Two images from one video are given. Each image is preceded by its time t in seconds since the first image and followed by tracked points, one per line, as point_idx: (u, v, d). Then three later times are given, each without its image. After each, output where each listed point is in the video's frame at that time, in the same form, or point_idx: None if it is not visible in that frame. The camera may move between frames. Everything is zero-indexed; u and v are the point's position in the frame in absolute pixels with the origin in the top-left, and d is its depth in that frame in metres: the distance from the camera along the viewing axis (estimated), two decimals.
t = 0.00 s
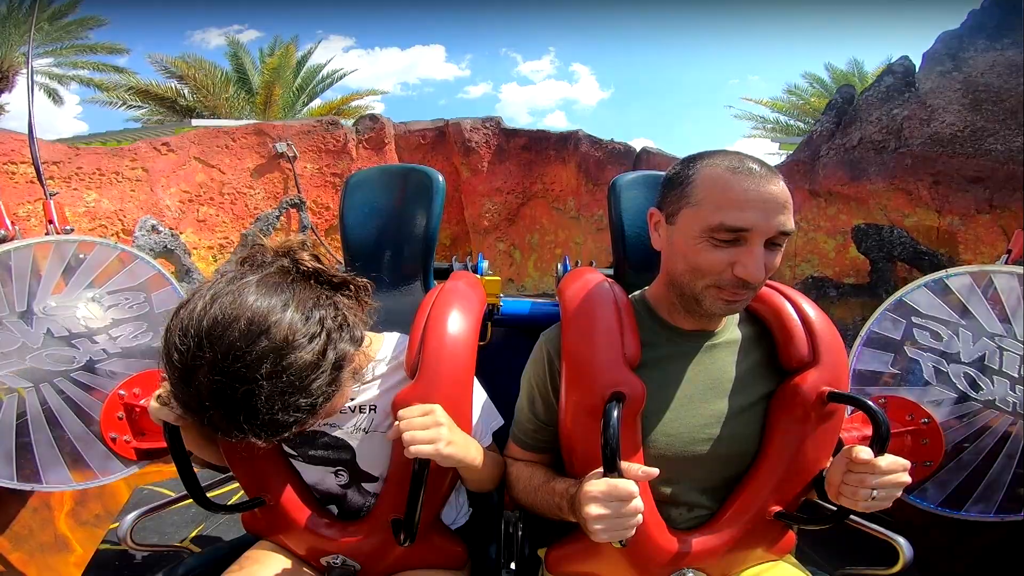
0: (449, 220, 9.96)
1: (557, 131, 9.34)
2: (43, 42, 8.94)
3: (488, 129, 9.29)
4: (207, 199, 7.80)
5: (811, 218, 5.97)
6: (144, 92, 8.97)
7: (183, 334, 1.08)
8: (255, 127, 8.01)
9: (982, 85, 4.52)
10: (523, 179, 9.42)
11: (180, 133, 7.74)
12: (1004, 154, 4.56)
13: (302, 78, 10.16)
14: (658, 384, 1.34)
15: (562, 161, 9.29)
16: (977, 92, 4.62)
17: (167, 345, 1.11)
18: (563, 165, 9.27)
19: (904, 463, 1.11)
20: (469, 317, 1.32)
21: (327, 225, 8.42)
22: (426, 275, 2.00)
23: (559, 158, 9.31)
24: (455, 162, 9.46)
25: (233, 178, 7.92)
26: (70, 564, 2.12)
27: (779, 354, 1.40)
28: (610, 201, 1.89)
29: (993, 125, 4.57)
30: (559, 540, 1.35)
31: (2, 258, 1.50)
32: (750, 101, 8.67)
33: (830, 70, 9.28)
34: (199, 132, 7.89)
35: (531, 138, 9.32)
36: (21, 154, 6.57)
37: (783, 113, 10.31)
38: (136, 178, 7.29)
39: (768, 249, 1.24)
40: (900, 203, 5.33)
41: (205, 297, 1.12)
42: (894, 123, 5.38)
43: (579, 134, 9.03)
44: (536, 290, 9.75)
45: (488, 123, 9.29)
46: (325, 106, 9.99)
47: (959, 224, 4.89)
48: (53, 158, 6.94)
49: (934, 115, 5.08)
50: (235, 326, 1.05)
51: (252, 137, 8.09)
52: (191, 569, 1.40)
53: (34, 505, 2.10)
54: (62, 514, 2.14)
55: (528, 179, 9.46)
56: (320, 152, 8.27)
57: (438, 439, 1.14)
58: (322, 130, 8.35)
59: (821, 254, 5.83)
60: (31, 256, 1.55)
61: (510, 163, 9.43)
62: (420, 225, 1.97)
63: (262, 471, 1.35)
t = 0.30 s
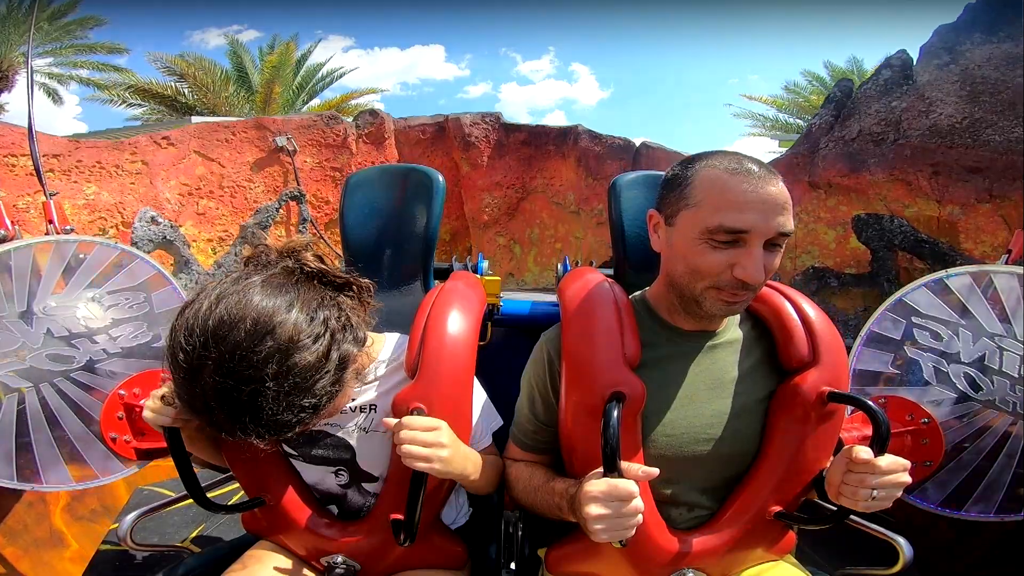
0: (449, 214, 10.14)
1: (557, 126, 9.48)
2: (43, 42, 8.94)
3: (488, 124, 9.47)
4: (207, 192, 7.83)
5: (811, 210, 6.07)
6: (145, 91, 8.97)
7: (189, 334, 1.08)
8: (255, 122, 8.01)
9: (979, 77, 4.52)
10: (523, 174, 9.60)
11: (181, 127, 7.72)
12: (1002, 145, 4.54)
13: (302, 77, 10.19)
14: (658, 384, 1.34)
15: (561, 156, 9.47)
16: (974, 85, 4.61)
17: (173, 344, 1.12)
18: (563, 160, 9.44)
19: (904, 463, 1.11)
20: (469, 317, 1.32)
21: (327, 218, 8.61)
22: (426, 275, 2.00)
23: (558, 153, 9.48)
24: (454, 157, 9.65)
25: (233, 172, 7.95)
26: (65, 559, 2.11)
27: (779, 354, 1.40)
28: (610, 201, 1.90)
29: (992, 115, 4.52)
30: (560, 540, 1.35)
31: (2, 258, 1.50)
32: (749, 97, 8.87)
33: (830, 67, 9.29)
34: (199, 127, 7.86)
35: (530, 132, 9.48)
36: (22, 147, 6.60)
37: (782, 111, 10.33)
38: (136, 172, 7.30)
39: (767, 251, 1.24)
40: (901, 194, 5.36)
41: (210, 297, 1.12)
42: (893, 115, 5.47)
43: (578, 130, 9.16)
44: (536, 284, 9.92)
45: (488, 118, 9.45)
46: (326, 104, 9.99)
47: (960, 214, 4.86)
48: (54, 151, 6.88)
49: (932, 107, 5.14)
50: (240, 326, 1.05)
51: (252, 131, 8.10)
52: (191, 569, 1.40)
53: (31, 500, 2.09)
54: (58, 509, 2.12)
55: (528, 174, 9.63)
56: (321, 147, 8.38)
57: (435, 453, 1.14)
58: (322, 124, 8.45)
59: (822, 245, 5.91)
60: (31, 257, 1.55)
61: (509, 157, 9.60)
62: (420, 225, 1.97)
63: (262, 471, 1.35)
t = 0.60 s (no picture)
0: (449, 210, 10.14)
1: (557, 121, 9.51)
2: (43, 41, 8.94)
3: (488, 119, 9.51)
4: (207, 184, 7.78)
5: (811, 202, 6.29)
6: (147, 89, 8.98)
7: (187, 337, 1.08)
8: (255, 116, 8.16)
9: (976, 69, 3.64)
10: (523, 170, 9.60)
11: (180, 120, 7.71)
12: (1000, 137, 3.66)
13: (302, 75, 10.20)
14: (658, 384, 1.34)
15: (562, 152, 9.51)
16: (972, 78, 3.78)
17: (170, 347, 1.12)
18: (564, 156, 9.48)
19: (903, 462, 1.11)
20: (469, 316, 1.32)
21: (327, 212, 8.67)
22: (426, 275, 2.00)
23: (559, 148, 9.53)
24: (455, 152, 9.66)
25: (234, 165, 8.00)
26: (60, 554, 2.02)
27: (780, 353, 1.40)
28: (610, 201, 1.89)
29: (989, 108, 3.66)
30: (560, 540, 1.35)
31: (2, 258, 1.49)
32: (745, 96, 8.91)
33: (829, 65, 9.28)
34: (198, 120, 7.90)
35: (530, 127, 9.49)
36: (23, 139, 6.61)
37: (782, 109, 10.31)
38: (137, 164, 7.20)
39: (768, 253, 1.24)
40: (900, 185, 5.38)
41: (207, 300, 1.12)
42: (891, 108, 5.55)
43: (579, 125, 9.27)
44: (536, 279, 9.93)
45: (488, 113, 9.50)
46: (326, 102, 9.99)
47: (961, 203, 4.41)
48: (54, 143, 6.71)
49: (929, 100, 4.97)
50: (238, 328, 1.05)
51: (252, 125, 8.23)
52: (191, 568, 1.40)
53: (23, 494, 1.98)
54: (53, 504, 2.02)
55: (528, 169, 9.62)
56: (321, 141, 8.58)
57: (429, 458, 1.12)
58: (323, 119, 8.67)
59: (822, 237, 6.00)
60: (31, 257, 1.55)
61: (509, 152, 9.62)
62: (420, 225, 1.97)
63: (262, 472, 1.34)
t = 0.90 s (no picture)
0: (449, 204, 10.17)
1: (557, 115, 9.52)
2: (42, 41, 8.95)
3: (488, 114, 9.50)
4: (207, 177, 7.81)
5: (811, 193, 6.18)
6: (145, 87, 8.90)
7: (181, 345, 1.08)
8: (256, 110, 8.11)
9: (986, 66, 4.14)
10: (523, 164, 9.60)
11: (181, 114, 7.75)
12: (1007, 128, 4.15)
13: (302, 73, 10.18)
14: (658, 384, 1.34)
15: (561, 146, 9.49)
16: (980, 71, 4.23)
17: (165, 354, 1.11)
18: (563, 150, 9.46)
19: (904, 462, 1.11)
20: (469, 317, 1.32)
21: (327, 205, 8.71)
22: (426, 276, 2.00)
23: (558, 143, 9.51)
24: (455, 147, 9.67)
25: (234, 159, 7.98)
26: (57, 550, 1.99)
27: (779, 353, 1.40)
28: (610, 201, 1.89)
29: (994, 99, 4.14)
30: (560, 540, 1.35)
31: (2, 258, 1.49)
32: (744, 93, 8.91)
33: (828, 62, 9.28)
34: (198, 115, 7.91)
35: (530, 122, 9.52)
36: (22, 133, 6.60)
37: (781, 106, 10.32)
38: (136, 158, 7.29)
39: (771, 254, 1.25)
40: (900, 175, 5.38)
41: (202, 306, 1.12)
42: (890, 99, 5.62)
43: (578, 119, 9.24)
44: (537, 273, 9.95)
45: (487, 108, 9.48)
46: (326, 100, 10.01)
47: (960, 192, 4.71)
48: (54, 136, 6.90)
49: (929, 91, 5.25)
50: (233, 336, 1.05)
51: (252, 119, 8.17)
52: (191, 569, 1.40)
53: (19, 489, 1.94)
54: (49, 499, 2.00)
55: (528, 164, 9.63)
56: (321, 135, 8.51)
57: (430, 460, 1.12)
58: (322, 113, 8.61)
59: (823, 228, 5.86)
60: (31, 257, 1.54)
61: (509, 146, 9.62)
62: (420, 226, 1.97)
63: (263, 473, 1.35)
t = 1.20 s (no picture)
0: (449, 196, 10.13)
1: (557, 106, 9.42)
2: (38, 38, 8.92)
3: (486, 106, 9.47)
4: (204, 169, 7.76)
5: (812, 182, 6.11)
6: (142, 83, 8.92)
7: (184, 344, 1.08)
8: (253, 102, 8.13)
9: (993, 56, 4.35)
10: (522, 155, 9.54)
11: (179, 107, 7.77)
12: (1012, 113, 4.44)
13: (300, 68, 10.15)
14: (657, 385, 1.34)
15: (561, 138, 9.39)
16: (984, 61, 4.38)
17: (167, 354, 1.11)
18: (563, 142, 9.36)
19: (904, 462, 1.11)
20: (469, 317, 1.32)
21: (325, 196, 8.62)
22: (426, 275, 2.00)
23: (558, 135, 9.39)
24: (454, 139, 9.66)
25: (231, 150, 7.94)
26: (54, 545, 2.12)
27: (779, 353, 1.40)
28: (610, 201, 1.89)
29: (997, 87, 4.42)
30: (560, 540, 1.35)
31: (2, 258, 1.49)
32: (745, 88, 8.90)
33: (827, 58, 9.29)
34: (196, 107, 7.91)
35: (530, 114, 9.39)
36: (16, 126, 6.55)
37: (782, 100, 10.29)
38: (134, 149, 7.33)
39: (771, 257, 1.24)
40: (903, 164, 5.40)
41: (205, 306, 1.12)
42: (891, 89, 5.60)
43: (577, 109, 9.15)
44: (537, 264, 9.94)
45: (486, 100, 9.45)
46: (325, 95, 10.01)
47: (963, 180, 4.86)
48: (51, 128, 6.93)
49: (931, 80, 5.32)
50: (236, 335, 1.05)
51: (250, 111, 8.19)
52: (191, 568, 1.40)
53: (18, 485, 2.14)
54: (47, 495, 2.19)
55: (527, 155, 9.57)
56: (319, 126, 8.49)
57: (430, 461, 1.12)
58: (320, 104, 8.59)
59: (824, 217, 5.80)
60: (31, 257, 1.54)
61: (508, 138, 9.53)
62: (420, 226, 1.97)
63: (262, 473, 1.34)
